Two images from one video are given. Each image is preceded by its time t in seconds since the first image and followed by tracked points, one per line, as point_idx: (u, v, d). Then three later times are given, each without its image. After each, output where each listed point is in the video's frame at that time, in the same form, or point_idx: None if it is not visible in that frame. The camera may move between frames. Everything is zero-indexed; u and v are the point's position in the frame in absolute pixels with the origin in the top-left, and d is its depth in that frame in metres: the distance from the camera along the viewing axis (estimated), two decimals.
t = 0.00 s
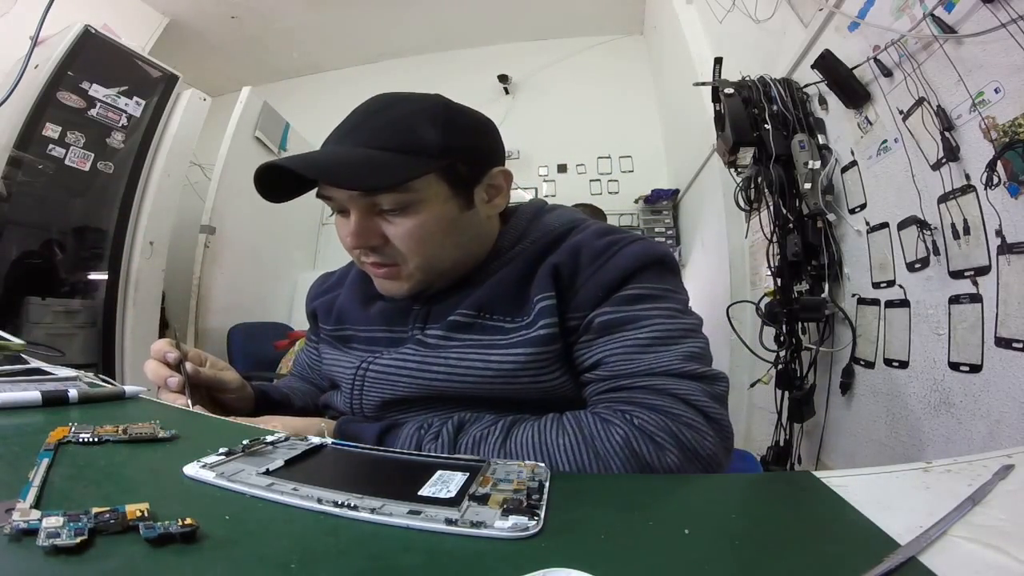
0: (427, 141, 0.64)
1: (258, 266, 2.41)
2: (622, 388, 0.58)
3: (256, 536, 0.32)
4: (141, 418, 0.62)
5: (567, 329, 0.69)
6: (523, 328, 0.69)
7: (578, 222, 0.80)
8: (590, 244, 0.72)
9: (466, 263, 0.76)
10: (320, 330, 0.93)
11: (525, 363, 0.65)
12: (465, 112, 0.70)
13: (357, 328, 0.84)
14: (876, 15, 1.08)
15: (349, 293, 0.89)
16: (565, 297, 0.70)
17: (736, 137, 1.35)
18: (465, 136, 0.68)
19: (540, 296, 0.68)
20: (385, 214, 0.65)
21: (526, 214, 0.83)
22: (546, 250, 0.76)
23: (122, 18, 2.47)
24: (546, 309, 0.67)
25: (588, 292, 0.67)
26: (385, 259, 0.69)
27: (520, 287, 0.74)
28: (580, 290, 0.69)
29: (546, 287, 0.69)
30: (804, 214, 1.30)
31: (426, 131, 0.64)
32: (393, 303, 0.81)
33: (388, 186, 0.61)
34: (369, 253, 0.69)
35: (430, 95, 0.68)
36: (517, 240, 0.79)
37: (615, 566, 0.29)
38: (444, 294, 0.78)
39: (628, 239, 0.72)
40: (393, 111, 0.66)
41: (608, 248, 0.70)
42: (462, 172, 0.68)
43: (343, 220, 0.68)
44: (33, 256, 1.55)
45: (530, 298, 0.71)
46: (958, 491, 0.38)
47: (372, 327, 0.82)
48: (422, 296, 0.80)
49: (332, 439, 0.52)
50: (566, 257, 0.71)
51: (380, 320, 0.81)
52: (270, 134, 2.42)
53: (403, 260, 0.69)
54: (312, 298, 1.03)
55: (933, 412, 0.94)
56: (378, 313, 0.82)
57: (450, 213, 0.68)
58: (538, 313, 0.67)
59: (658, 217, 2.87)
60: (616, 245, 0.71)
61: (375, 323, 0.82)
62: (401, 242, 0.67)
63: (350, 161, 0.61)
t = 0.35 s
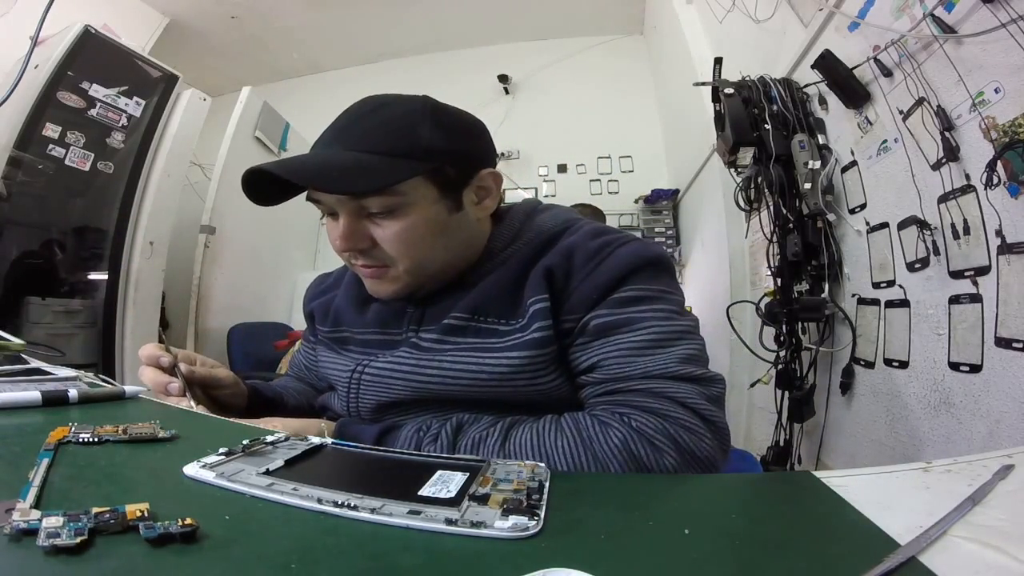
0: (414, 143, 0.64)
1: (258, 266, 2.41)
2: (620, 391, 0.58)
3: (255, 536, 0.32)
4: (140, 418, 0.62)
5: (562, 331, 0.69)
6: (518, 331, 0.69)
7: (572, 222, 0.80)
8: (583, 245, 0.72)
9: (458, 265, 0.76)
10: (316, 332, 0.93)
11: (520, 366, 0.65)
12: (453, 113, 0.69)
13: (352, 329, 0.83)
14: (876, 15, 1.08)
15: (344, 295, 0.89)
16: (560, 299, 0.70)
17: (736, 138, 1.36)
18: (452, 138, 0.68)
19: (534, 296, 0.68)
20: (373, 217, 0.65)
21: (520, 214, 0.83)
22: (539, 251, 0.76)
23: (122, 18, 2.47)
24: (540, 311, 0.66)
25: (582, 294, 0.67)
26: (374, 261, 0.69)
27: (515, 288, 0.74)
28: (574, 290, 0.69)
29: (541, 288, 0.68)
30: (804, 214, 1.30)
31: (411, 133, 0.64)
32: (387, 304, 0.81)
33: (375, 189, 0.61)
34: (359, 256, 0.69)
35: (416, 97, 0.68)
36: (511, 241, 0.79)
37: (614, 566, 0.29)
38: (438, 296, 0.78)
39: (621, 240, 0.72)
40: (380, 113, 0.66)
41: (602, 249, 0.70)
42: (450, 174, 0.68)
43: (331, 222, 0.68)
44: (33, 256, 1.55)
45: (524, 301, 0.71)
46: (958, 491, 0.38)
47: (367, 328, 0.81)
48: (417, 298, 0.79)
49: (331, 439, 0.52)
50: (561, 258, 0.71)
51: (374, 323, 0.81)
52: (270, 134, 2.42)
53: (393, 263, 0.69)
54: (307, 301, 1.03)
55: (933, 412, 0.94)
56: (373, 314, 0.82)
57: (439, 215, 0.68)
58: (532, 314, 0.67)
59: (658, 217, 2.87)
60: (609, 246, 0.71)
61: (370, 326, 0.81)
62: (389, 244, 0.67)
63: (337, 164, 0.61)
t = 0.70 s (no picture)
0: (405, 145, 0.63)
1: (258, 266, 2.41)
2: (626, 393, 0.58)
3: (255, 537, 0.32)
4: (140, 419, 0.62)
5: (563, 333, 0.69)
6: (519, 334, 0.69)
7: (570, 223, 0.80)
8: (582, 247, 0.72)
9: (455, 267, 0.76)
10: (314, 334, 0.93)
11: (522, 370, 0.65)
12: (447, 113, 0.69)
13: (352, 332, 0.83)
14: (876, 15, 1.08)
15: (342, 297, 0.88)
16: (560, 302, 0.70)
17: (736, 138, 1.36)
18: (444, 138, 0.68)
19: (534, 300, 0.68)
20: (367, 220, 0.65)
21: (519, 215, 0.83)
22: (537, 252, 0.76)
23: (122, 18, 2.47)
24: (541, 314, 0.67)
25: (582, 296, 0.67)
26: (369, 264, 0.69)
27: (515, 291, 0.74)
28: (575, 293, 0.69)
29: (540, 291, 0.69)
30: (804, 214, 1.30)
31: (402, 134, 0.64)
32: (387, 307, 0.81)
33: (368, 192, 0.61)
34: (353, 258, 0.69)
35: (407, 95, 0.67)
36: (510, 242, 0.79)
37: (616, 567, 0.29)
38: (436, 298, 0.78)
39: (621, 240, 0.72)
40: (372, 113, 0.66)
41: (601, 250, 0.70)
42: (443, 175, 0.67)
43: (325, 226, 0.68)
44: (34, 256, 1.55)
45: (524, 303, 0.71)
46: (958, 491, 0.38)
47: (366, 331, 0.81)
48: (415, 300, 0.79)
49: (332, 440, 0.52)
50: (561, 260, 0.71)
51: (374, 326, 0.81)
52: (270, 134, 2.42)
53: (388, 265, 0.69)
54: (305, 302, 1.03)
55: (933, 412, 0.94)
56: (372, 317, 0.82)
57: (433, 217, 0.67)
58: (532, 318, 0.67)
59: (658, 217, 2.87)
60: (608, 247, 0.71)
61: (368, 328, 0.81)
62: (383, 247, 0.66)
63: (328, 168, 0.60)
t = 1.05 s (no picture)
0: (406, 146, 0.63)
1: (258, 266, 2.41)
2: (625, 393, 0.58)
3: (255, 538, 0.32)
4: (139, 419, 0.62)
5: (563, 334, 0.69)
6: (518, 334, 0.69)
7: (570, 223, 0.80)
8: (583, 246, 0.72)
9: (455, 268, 0.76)
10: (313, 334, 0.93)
11: (521, 371, 0.65)
12: (448, 113, 0.69)
13: (351, 334, 0.83)
14: (876, 15, 1.09)
15: (341, 298, 0.88)
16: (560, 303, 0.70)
17: (736, 137, 1.36)
18: (444, 139, 0.68)
19: (533, 300, 0.68)
20: (368, 221, 0.65)
21: (519, 214, 0.83)
22: (537, 252, 0.76)
23: (122, 18, 2.46)
24: (540, 315, 0.67)
25: (582, 296, 0.67)
26: (369, 264, 0.69)
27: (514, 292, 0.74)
28: (574, 293, 0.69)
29: (540, 291, 0.69)
30: (804, 214, 1.30)
31: (402, 134, 0.64)
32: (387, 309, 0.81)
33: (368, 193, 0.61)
34: (353, 259, 0.69)
35: (409, 95, 0.67)
36: (509, 242, 0.78)
37: (615, 567, 0.29)
38: (436, 298, 0.78)
39: (621, 240, 0.72)
40: (372, 113, 0.66)
41: (601, 251, 0.70)
42: (443, 176, 0.67)
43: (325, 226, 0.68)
44: (34, 256, 1.55)
45: (523, 304, 0.71)
46: (958, 491, 0.38)
47: (365, 332, 0.81)
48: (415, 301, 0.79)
49: (331, 439, 0.52)
50: (561, 260, 0.71)
51: (373, 327, 0.81)
52: (270, 134, 2.42)
53: (388, 266, 0.69)
54: (304, 301, 1.03)
55: (933, 412, 0.94)
56: (371, 318, 0.82)
57: (433, 218, 0.67)
58: (532, 318, 0.67)
59: (658, 217, 2.87)
60: (608, 247, 0.71)
61: (368, 329, 0.81)
62: (383, 247, 0.66)
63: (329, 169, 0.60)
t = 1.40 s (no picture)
0: (411, 144, 0.63)
1: (258, 266, 2.41)
2: (626, 393, 0.58)
3: (255, 538, 0.32)
4: (139, 419, 0.62)
5: (564, 334, 0.69)
6: (518, 334, 0.69)
7: (572, 223, 0.80)
8: (585, 246, 0.72)
9: (456, 268, 0.76)
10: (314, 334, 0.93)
11: (522, 371, 0.65)
12: (453, 112, 0.69)
13: (351, 334, 0.83)
14: (876, 15, 1.08)
15: (341, 299, 0.88)
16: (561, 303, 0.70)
17: (736, 137, 1.36)
18: (448, 138, 0.68)
19: (534, 300, 0.68)
20: (370, 218, 0.65)
21: (520, 214, 0.83)
22: (538, 252, 0.76)
23: (122, 18, 2.46)
24: (541, 315, 0.67)
25: (583, 297, 0.67)
26: (370, 261, 0.69)
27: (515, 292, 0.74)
28: (576, 292, 0.69)
29: (541, 292, 0.69)
30: (804, 214, 1.30)
31: (406, 132, 0.64)
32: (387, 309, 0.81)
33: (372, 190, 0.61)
34: (354, 256, 0.69)
35: (414, 94, 0.67)
36: (510, 242, 0.78)
37: (614, 567, 0.29)
38: (436, 298, 0.78)
39: (622, 240, 0.72)
40: (378, 111, 0.66)
41: (603, 252, 0.70)
42: (447, 175, 0.67)
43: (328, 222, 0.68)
44: (34, 256, 1.55)
45: (524, 304, 0.71)
46: (958, 492, 0.38)
47: (365, 332, 0.81)
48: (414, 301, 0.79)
49: (329, 439, 0.52)
50: (563, 261, 0.71)
51: (373, 327, 0.81)
52: (270, 134, 2.42)
53: (389, 264, 0.69)
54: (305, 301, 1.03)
55: (933, 412, 0.94)
56: (370, 319, 0.82)
57: (435, 217, 0.67)
58: (533, 318, 0.67)
59: (658, 217, 2.87)
60: (610, 247, 0.71)
61: (368, 329, 0.81)
62: (385, 245, 0.66)
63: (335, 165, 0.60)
